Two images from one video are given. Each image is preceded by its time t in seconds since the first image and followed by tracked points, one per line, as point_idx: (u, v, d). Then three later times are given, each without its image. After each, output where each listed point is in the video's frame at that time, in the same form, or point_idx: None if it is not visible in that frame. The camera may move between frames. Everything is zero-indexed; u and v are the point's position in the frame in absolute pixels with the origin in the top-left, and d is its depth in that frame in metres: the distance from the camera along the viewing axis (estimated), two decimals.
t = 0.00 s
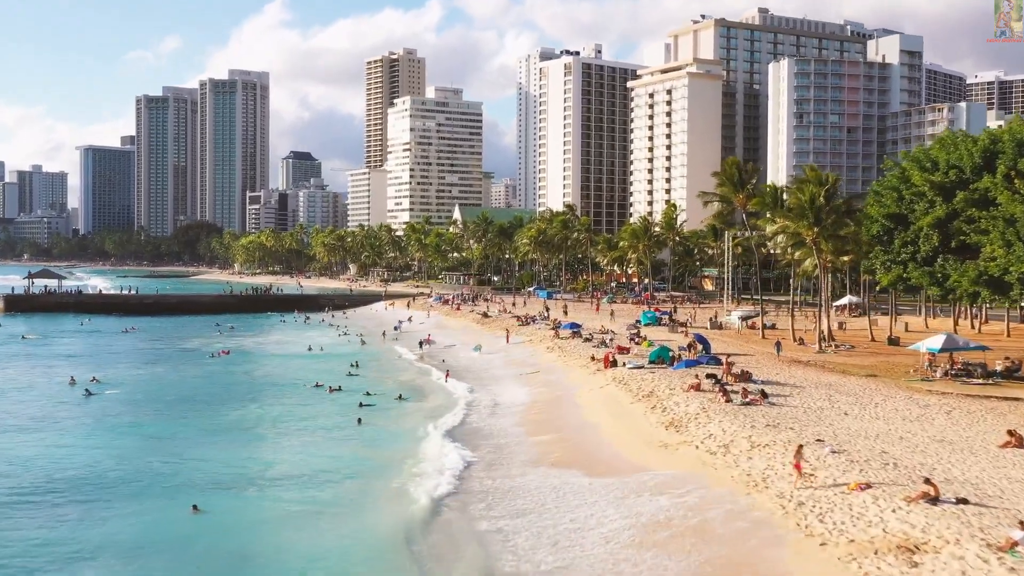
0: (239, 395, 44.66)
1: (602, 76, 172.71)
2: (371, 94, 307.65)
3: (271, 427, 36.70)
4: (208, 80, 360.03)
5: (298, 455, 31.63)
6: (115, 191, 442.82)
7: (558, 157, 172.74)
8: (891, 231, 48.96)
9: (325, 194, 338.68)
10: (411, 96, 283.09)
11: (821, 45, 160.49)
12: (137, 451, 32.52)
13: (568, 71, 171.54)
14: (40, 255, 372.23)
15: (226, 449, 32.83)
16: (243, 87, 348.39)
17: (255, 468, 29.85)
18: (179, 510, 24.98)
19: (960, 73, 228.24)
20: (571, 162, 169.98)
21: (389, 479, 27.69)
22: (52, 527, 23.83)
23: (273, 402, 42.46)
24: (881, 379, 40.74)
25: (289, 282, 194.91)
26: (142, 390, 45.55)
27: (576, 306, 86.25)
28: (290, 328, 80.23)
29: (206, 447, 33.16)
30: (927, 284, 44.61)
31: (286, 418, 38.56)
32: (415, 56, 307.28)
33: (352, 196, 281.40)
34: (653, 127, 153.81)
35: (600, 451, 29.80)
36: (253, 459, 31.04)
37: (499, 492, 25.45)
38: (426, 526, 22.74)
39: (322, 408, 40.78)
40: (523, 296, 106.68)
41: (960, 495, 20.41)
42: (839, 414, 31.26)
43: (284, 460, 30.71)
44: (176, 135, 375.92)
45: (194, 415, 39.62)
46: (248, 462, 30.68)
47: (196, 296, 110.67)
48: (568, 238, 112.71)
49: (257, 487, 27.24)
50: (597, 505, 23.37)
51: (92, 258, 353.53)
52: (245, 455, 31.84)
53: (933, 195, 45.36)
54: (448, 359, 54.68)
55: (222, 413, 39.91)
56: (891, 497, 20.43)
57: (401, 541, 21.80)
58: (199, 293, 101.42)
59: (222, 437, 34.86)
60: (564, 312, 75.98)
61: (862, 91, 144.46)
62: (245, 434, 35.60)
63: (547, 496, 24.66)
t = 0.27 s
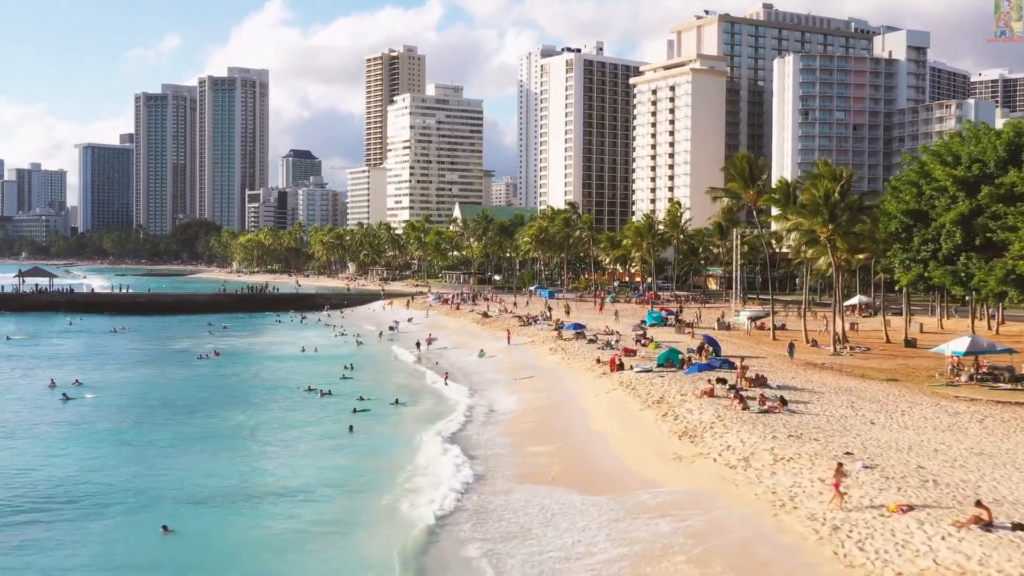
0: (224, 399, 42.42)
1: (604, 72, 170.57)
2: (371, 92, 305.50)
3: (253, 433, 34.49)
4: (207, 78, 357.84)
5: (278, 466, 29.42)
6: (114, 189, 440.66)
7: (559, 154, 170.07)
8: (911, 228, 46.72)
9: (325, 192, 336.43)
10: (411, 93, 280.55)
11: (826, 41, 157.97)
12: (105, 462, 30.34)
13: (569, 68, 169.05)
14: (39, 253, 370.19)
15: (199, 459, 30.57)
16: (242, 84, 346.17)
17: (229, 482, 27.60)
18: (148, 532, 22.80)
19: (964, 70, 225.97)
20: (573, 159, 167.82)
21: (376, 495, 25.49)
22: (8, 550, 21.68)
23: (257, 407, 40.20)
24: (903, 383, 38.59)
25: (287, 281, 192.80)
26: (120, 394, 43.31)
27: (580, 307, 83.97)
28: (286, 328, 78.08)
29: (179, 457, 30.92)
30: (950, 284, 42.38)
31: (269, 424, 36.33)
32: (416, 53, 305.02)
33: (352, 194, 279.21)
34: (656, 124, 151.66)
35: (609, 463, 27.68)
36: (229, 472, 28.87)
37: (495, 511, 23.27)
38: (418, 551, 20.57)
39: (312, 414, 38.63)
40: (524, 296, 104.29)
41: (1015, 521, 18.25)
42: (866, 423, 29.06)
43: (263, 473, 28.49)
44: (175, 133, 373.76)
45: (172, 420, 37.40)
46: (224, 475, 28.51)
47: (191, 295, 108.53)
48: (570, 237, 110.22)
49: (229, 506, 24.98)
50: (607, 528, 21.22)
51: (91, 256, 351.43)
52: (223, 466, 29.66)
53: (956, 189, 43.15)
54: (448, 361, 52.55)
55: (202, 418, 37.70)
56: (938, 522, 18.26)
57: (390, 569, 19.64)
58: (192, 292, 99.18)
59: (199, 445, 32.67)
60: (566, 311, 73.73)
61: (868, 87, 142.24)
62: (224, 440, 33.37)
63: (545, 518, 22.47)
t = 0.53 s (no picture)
0: (207, 403, 40.26)
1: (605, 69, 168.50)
2: (370, 90, 303.32)
3: (234, 441, 32.36)
4: (205, 75, 355.59)
5: (257, 479, 27.29)
6: (112, 188, 438.41)
7: (559, 151, 167.90)
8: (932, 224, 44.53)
9: (323, 190, 334.18)
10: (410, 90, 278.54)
11: (830, 37, 155.89)
12: (71, 474, 28.19)
13: (570, 65, 166.95)
14: (35, 251, 368.12)
15: (173, 471, 28.44)
16: (240, 82, 343.92)
17: (201, 498, 25.49)
18: (112, 558, 20.70)
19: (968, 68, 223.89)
20: (573, 157, 165.70)
21: (365, 513, 23.39)
22: None
23: (241, 412, 38.05)
24: (927, 388, 36.44)
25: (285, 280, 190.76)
26: (98, 398, 41.15)
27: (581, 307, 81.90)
28: (280, 328, 75.86)
29: (151, 469, 28.79)
30: (974, 282, 40.22)
31: (253, 431, 34.18)
32: (415, 50, 302.72)
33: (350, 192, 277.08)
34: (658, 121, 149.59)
35: (618, 476, 25.57)
36: (204, 485, 26.76)
37: (493, 533, 21.18)
38: None
39: (301, 420, 36.49)
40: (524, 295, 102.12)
41: None
42: (896, 433, 26.93)
43: (241, 487, 26.35)
44: (173, 131, 371.59)
45: (149, 426, 35.26)
46: (198, 489, 26.39)
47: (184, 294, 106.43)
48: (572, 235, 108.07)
49: (198, 525, 22.87)
50: (619, 555, 19.15)
51: (88, 255, 349.29)
52: (197, 478, 27.53)
53: (980, 184, 40.99)
54: (445, 364, 50.45)
55: (181, 425, 35.56)
56: (999, 555, 16.14)
57: None
58: (185, 291, 96.98)
59: (174, 454, 30.53)
60: (568, 310, 71.60)
61: (874, 83, 140.11)
62: (202, 449, 31.22)
63: (550, 542, 20.35)
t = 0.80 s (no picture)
0: (187, 408, 38.09)
1: (605, 65, 166.23)
2: (369, 87, 300.84)
3: (213, 451, 30.18)
4: (203, 73, 353.09)
5: (233, 497, 25.09)
6: (110, 186, 436.00)
7: (559, 149, 165.68)
8: (953, 221, 42.29)
9: (321, 189, 331.69)
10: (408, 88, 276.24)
11: (833, 33, 153.80)
12: (31, 491, 26.02)
13: (569, 61, 164.75)
14: (32, 250, 365.81)
15: (141, 487, 26.28)
16: (238, 80, 341.46)
17: (168, 519, 23.31)
18: None
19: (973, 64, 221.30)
20: (573, 154, 163.52)
21: (349, 538, 21.23)
22: None
23: (223, 418, 35.88)
24: (954, 394, 34.24)
25: (281, 279, 188.71)
26: (72, 403, 38.96)
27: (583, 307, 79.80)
28: (273, 329, 73.63)
29: (119, 484, 26.63)
30: (1001, 283, 38.00)
31: (234, 439, 32.01)
32: (413, 48, 300.02)
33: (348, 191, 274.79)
34: (659, 118, 147.50)
35: (628, 494, 23.46)
36: (174, 504, 24.57)
37: (491, 562, 19.05)
38: None
39: (288, 427, 34.32)
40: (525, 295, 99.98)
41: None
42: (931, 446, 24.76)
43: (214, 507, 24.16)
44: (170, 129, 369.20)
45: (123, 433, 33.08)
46: (167, 509, 24.21)
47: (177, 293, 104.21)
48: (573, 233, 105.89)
49: (162, 551, 20.74)
50: None
51: (84, 253, 347.06)
52: (167, 496, 25.35)
53: (1004, 179, 38.76)
54: (443, 367, 48.29)
55: (157, 432, 33.39)
56: None
57: None
58: (177, 291, 94.77)
59: (146, 467, 28.34)
60: (568, 311, 69.40)
61: (879, 80, 137.83)
62: (177, 460, 29.05)
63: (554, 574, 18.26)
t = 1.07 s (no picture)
0: (163, 416, 35.77)
1: (605, 62, 164.05)
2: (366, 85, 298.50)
3: (185, 465, 27.90)
4: (199, 71, 350.53)
5: (201, 522, 22.77)
6: (107, 185, 433.71)
7: (558, 147, 163.28)
8: (977, 218, 40.09)
9: (318, 187, 329.33)
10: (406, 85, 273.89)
11: (836, 29, 151.57)
12: None
13: (569, 58, 162.41)
14: (28, 250, 363.62)
15: (105, 509, 24.02)
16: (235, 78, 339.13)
17: (131, 550, 21.07)
18: None
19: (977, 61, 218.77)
20: (573, 152, 161.35)
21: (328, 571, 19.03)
22: None
23: (200, 428, 33.56)
24: (983, 403, 32.02)
25: (278, 279, 186.56)
26: (41, 411, 36.62)
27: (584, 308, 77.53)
28: (263, 329, 71.23)
29: (82, 505, 24.39)
30: None
31: (211, 451, 29.77)
32: (411, 45, 297.51)
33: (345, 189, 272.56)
34: (660, 115, 145.40)
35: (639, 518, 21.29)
36: (135, 533, 22.26)
37: None
38: None
39: (271, 436, 32.14)
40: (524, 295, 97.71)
41: None
42: (971, 463, 22.55)
43: (178, 534, 21.84)
44: (167, 128, 366.92)
45: (90, 445, 30.75)
46: (127, 538, 21.89)
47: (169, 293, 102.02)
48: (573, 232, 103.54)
49: None
50: None
51: (80, 253, 344.87)
52: (129, 522, 23.02)
53: None
54: (440, 371, 46.11)
55: (128, 443, 31.06)
56: None
57: None
58: (168, 290, 92.44)
59: (109, 485, 26.04)
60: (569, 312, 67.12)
61: (883, 76, 135.61)
62: (145, 476, 26.73)
63: None
